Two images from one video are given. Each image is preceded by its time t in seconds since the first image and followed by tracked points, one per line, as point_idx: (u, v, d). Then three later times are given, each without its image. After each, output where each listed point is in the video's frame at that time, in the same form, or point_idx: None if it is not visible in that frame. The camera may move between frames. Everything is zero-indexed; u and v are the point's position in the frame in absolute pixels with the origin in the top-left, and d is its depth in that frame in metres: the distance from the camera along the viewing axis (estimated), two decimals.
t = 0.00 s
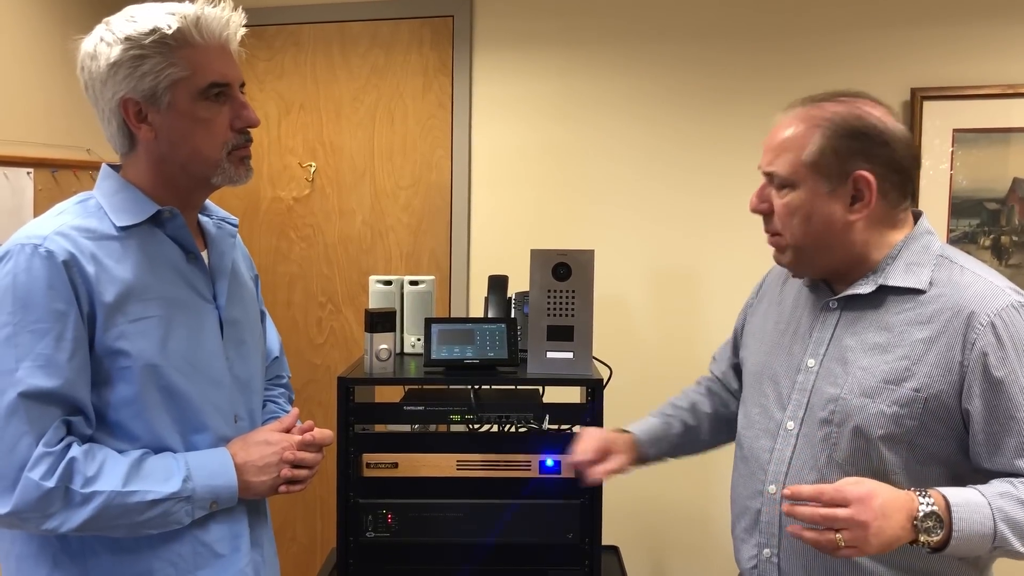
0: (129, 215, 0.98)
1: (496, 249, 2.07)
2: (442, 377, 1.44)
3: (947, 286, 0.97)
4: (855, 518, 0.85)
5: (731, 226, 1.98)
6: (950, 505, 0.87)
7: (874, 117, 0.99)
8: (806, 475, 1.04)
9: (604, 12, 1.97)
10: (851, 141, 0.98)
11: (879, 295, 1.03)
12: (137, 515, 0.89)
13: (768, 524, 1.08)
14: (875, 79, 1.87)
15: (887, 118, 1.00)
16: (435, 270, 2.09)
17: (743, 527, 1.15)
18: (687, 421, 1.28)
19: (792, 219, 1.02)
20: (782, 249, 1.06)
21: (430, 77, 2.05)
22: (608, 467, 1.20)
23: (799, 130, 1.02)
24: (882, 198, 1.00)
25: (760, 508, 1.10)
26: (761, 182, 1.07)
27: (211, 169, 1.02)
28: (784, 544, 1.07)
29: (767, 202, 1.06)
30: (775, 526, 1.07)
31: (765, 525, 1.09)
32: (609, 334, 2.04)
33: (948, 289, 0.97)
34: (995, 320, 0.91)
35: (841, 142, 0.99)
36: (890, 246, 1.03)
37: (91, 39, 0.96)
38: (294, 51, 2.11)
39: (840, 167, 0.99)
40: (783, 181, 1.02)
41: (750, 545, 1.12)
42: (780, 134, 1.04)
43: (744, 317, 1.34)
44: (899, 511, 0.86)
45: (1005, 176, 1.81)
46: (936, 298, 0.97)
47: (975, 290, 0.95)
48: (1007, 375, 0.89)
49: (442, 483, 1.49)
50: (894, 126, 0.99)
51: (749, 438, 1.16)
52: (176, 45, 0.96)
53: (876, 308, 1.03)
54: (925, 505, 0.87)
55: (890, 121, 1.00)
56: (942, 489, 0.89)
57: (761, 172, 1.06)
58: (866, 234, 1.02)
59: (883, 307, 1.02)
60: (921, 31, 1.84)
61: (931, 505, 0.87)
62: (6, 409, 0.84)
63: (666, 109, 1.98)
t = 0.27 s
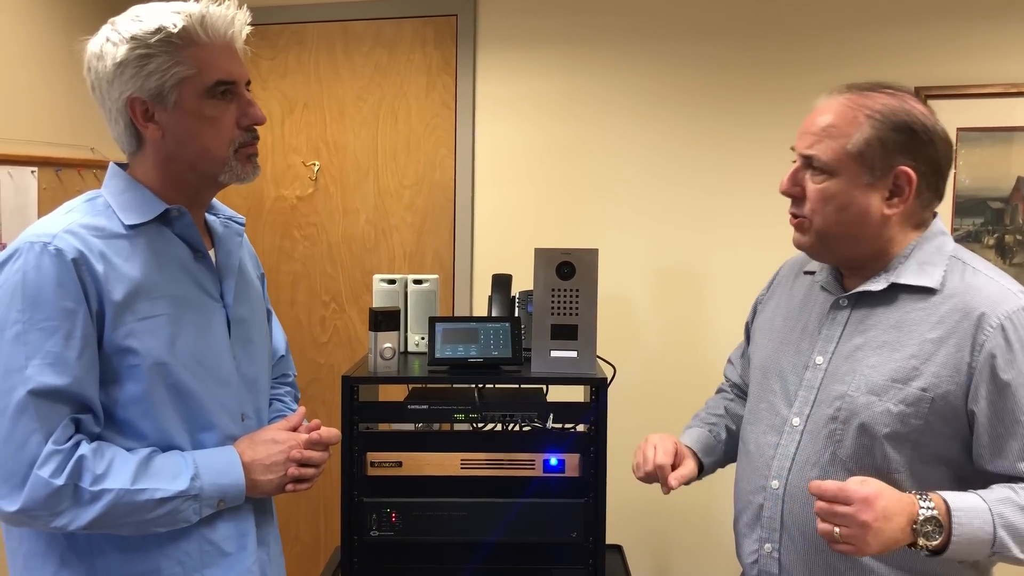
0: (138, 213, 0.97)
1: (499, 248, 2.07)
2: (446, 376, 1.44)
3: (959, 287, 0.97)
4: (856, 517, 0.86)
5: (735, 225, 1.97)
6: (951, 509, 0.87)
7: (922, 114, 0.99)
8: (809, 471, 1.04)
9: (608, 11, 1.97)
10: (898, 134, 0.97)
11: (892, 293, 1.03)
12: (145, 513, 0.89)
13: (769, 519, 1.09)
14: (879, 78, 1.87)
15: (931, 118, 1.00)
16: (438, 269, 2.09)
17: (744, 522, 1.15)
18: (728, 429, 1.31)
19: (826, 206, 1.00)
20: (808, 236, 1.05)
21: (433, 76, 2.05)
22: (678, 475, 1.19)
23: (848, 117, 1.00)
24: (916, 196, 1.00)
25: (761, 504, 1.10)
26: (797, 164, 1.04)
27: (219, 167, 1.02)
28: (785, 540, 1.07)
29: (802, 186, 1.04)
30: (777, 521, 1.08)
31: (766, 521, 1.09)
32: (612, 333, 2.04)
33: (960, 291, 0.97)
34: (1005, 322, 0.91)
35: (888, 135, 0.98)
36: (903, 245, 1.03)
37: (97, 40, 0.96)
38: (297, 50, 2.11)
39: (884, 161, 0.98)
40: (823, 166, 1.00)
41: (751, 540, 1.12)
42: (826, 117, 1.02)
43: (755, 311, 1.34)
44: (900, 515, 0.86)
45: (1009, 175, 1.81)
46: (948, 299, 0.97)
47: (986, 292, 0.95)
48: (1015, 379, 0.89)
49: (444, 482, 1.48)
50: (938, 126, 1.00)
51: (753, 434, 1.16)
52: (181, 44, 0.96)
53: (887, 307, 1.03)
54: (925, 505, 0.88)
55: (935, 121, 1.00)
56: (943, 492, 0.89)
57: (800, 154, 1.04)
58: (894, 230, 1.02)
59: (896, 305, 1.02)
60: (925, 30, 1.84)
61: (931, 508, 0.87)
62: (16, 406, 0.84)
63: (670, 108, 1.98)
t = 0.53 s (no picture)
0: (142, 211, 0.98)
1: (502, 247, 2.07)
2: (449, 375, 1.44)
3: (975, 289, 0.97)
4: (871, 523, 0.86)
5: (738, 224, 1.97)
6: (964, 514, 0.87)
7: (946, 118, 0.98)
8: (818, 470, 1.04)
9: (611, 9, 1.97)
10: (921, 139, 0.97)
11: (906, 294, 1.03)
12: (150, 510, 0.89)
13: (777, 518, 1.09)
14: (883, 76, 1.87)
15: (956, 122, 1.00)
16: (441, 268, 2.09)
17: (751, 520, 1.15)
18: (738, 426, 1.30)
19: (844, 207, 1.00)
20: (823, 234, 1.05)
21: (436, 75, 2.04)
22: (683, 469, 1.19)
23: (871, 118, 0.99)
24: (935, 201, 1.01)
25: (769, 502, 1.10)
26: (817, 162, 1.04)
27: (224, 166, 1.02)
28: (792, 538, 1.07)
29: (822, 184, 1.04)
30: (784, 520, 1.07)
31: (773, 519, 1.09)
32: (615, 332, 2.04)
33: (976, 293, 0.97)
34: (1022, 326, 0.91)
35: (911, 139, 0.97)
36: (919, 246, 1.03)
37: (104, 37, 0.96)
38: (301, 49, 2.11)
39: (906, 164, 0.98)
40: (843, 167, 1.00)
41: (758, 539, 1.12)
42: (851, 116, 1.02)
43: (765, 311, 1.34)
44: (914, 520, 0.86)
45: (1014, 173, 1.80)
46: (964, 301, 0.97)
47: (1002, 296, 0.95)
48: None
49: (447, 481, 1.48)
50: (962, 130, 0.99)
51: (762, 432, 1.16)
52: (188, 43, 0.96)
53: (901, 307, 1.02)
54: (939, 511, 0.87)
55: (959, 125, 0.99)
56: (955, 497, 0.89)
57: (821, 152, 1.03)
58: (911, 234, 1.02)
59: (909, 306, 1.02)
60: (929, 28, 1.84)
61: (945, 514, 0.87)
62: (21, 403, 0.84)
63: (673, 107, 1.97)
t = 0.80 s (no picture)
0: (145, 210, 0.98)
1: (504, 246, 2.07)
2: (451, 373, 1.44)
3: (983, 289, 0.97)
4: (884, 524, 0.85)
5: (740, 223, 1.97)
6: (975, 514, 0.87)
7: (955, 117, 0.98)
8: (825, 469, 1.04)
9: (613, 9, 1.97)
10: (930, 138, 0.97)
11: (913, 293, 1.03)
12: (153, 509, 0.89)
13: (782, 517, 1.08)
14: (885, 75, 1.86)
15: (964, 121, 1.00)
16: (443, 267, 2.10)
17: (756, 520, 1.15)
18: (736, 423, 1.30)
19: (853, 207, 1.00)
20: (831, 234, 1.05)
21: (438, 74, 2.05)
22: (680, 460, 1.19)
23: (881, 117, 0.99)
24: (942, 200, 1.01)
25: (775, 502, 1.10)
26: (825, 162, 1.04)
27: (227, 167, 1.02)
28: (798, 538, 1.07)
29: (830, 184, 1.04)
30: (790, 520, 1.07)
31: (779, 519, 1.09)
32: (617, 331, 2.04)
33: (983, 293, 0.97)
34: None
35: (921, 138, 0.97)
36: (925, 246, 1.03)
37: (109, 36, 0.96)
38: (303, 49, 2.11)
39: (914, 164, 0.98)
40: (852, 167, 1.00)
41: (763, 538, 1.12)
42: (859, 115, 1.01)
43: (768, 310, 1.34)
44: (925, 521, 0.86)
45: (1016, 173, 1.80)
46: (972, 300, 0.97)
47: (1010, 295, 0.95)
48: None
49: (449, 479, 1.48)
50: (970, 129, 0.99)
51: (768, 432, 1.16)
52: (192, 43, 0.96)
53: (908, 306, 1.02)
54: (951, 511, 0.88)
55: (967, 124, 0.99)
56: (966, 496, 0.90)
57: (829, 152, 1.03)
58: (919, 233, 1.02)
59: (916, 305, 1.02)
60: (931, 27, 1.83)
61: (956, 514, 0.87)
62: (24, 402, 0.84)
63: (675, 106, 1.97)
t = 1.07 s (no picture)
0: (147, 209, 0.98)
1: (506, 245, 2.07)
2: (452, 372, 1.44)
3: (987, 286, 0.97)
4: (891, 521, 0.85)
5: (741, 222, 1.97)
6: (981, 510, 0.87)
7: (956, 113, 0.98)
8: (831, 467, 1.04)
9: (614, 8, 1.97)
10: (932, 135, 0.97)
11: (917, 290, 1.02)
12: (157, 508, 0.89)
13: (788, 516, 1.08)
14: (887, 74, 1.86)
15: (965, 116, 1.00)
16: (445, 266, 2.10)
17: (761, 519, 1.15)
18: (741, 424, 1.30)
19: (857, 206, 1.00)
20: (836, 233, 1.05)
21: (440, 73, 2.04)
22: (687, 464, 1.20)
23: (882, 114, 0.99)
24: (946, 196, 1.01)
25: (780, 500, 1.10)
26: (827, 161, 1.04)
27: (229, 166, 1.02)
28: (803, 536, 1.07)
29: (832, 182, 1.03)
30: (795, 518, 1.07)
31: (784, 517, 1.09)
32: (619, 329, 2.04)
33: (988, 289, 0.97)
34: None
35: (923, 135, 0.97)
36: (930, 242, 1.03)
37: (112, 35, 0.96)
38: (305, 48, 2.11)
39: (918, 161, 0.98)
40: (856, 165, 1.00)
41: (769, 537, 1.12)
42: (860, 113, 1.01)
43: (771, 309, 1.34)
44: (931, 518, 0.86)
45: (1019, 171, 1.80)
46: (976, 297, 0.97)
47: (1015, 292, 0.95)
48: None
49: (451, 477, 1.48)
50: (971, 125, 0.99)
51: (773, 430, 1.16)
52: (195, 42, 0.96)
53: (912, 303, 1.02)
54: (957, 508, 0.88)
55: (968, 120, 0.99)
56: (971, 493, 0.90)
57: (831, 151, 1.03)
58: (923, 230, 1.02)
59: (920, 303, 1.02)
60: (933, 25, 1.83)
61: (962, 510, 0.87)
62: (28, 401, 0.84)
63: (676, 105, 1.97)
